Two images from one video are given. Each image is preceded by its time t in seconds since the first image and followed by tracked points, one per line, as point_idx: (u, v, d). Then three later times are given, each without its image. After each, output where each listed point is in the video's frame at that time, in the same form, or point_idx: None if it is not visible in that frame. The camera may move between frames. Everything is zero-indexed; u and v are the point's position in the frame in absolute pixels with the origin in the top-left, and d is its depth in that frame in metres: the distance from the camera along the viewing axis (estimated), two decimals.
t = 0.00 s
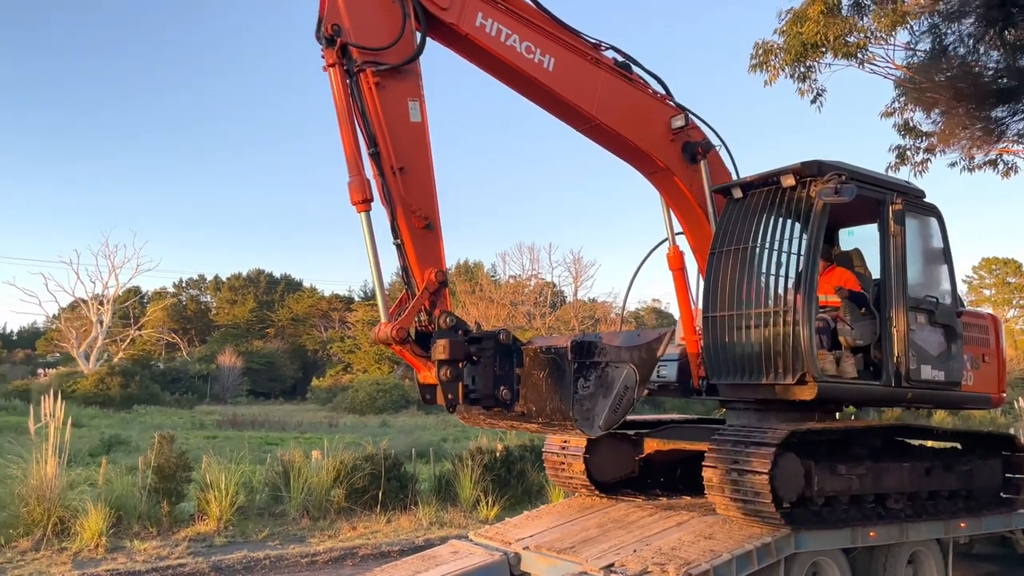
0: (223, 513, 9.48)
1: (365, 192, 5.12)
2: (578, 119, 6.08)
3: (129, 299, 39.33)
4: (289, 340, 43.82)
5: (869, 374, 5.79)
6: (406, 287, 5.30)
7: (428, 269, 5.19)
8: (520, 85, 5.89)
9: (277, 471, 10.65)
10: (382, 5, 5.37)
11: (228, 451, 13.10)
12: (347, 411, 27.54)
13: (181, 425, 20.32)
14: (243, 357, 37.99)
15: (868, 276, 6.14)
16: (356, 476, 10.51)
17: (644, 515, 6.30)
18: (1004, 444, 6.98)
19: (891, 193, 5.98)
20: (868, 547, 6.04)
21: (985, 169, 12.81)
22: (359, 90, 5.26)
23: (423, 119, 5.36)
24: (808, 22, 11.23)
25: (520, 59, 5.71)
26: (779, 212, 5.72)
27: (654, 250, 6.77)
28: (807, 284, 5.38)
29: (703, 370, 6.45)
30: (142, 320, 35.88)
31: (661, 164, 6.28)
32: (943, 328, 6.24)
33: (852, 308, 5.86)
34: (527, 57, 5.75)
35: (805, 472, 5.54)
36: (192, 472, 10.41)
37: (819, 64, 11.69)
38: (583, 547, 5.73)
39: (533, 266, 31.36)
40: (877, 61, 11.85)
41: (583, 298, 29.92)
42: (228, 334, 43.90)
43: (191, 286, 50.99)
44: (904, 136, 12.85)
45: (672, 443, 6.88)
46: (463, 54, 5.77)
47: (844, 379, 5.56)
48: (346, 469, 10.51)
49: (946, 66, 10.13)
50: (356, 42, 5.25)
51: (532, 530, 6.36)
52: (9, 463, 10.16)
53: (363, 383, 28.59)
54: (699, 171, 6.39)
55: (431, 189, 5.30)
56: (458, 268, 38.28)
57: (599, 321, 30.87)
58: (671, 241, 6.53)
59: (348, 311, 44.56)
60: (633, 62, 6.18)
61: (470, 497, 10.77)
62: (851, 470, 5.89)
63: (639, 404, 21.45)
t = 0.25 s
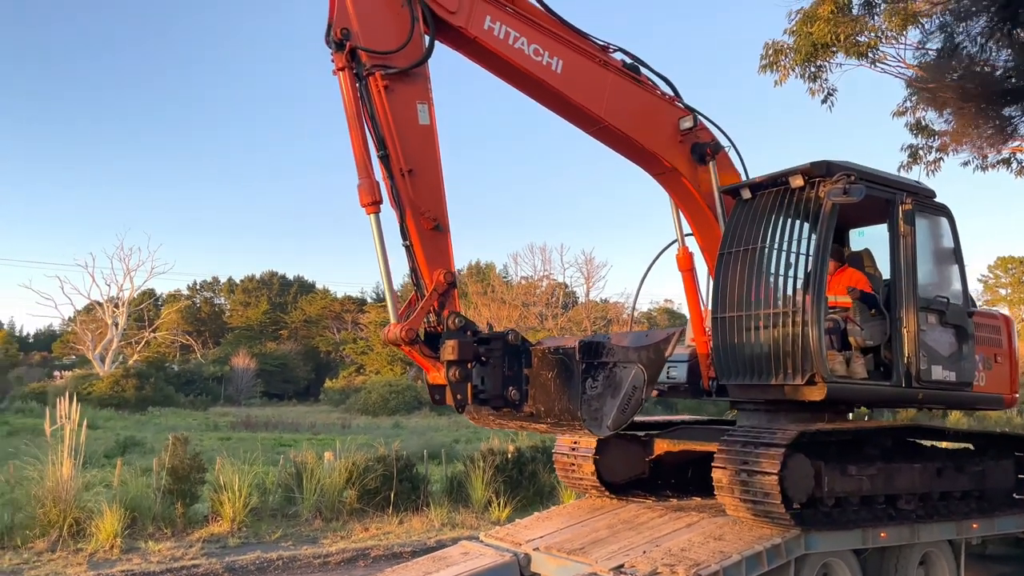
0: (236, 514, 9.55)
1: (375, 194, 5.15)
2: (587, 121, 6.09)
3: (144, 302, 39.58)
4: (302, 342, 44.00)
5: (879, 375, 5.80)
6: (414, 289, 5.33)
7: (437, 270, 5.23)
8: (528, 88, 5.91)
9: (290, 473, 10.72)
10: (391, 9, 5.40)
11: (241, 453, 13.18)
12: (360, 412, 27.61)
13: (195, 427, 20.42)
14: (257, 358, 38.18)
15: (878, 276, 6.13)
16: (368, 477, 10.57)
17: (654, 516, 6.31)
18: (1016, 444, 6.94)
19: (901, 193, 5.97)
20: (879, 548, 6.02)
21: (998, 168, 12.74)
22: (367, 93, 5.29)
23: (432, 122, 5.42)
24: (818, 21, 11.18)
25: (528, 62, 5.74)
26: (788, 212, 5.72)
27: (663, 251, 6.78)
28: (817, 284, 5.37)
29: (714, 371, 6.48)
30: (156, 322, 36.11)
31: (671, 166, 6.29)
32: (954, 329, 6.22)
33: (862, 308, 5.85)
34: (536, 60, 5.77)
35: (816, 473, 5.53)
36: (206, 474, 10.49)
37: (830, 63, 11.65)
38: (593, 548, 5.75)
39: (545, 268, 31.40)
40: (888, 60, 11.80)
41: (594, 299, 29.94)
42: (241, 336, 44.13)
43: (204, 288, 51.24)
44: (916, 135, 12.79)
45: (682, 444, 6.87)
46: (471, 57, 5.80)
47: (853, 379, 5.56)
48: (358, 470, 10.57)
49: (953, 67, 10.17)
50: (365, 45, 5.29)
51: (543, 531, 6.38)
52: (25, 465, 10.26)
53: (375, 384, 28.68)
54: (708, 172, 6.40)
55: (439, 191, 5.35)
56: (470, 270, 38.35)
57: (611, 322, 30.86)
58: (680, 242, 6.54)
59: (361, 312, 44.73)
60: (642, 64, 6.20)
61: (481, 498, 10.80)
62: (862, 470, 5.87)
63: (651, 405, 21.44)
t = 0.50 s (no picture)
0: (249, 513, 9.61)
1: (376, 192, 5.18)
2: (595, 121, 6.11)
3: (158, 302, 39.82)
4: (315, 341, 44.16)
5: (890, 373, 5.80)
6: (413, 289, 5.34)
7: (436, 270, 5.25)
8: (536, 88, 5.92)
9: (302, 472, 10.77)
10: (398, 9, 5.43)
11: (254, 452, 13.26)
12: (372, 412, 27.65)
13: (209, 427, 20.55)
14: (270, 358, 38.35)
15: (889, 274, 6.11)
16: (380, 476, 10.62)
17: (665, 515, 6.30)
18: None
19: (912, 191, 5.94)
20: (891, 547, 5.99)
21: (1013, 165, 12.63)
22: (372, 92, 5.31)
23: (436, 122, 5.43)
24: (830, 18, 11.07)
25: (536, 62, 5.74)
26: (797, 211, 5.70)
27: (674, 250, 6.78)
28: (827, 282, 5.34)
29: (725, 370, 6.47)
30: (171, 323, 36.35)
31: (679, 165, 6.29)
32: (966, 326, 6.19)
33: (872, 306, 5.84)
34: (544, 60, 5.78)
35: (827, 471, 5.50)
36: (219, 473, 10.56)
37: (841, 60, 11.58)
38: (603, 546, 5.75)
39: (557, 267, 31.39)
40: (901, 57, 11.71)
41: (606, 298, 29.91)
42: (254, 337, 44.36)
43: (218, 289, 51.51)
44: (929, 132, 12.70)
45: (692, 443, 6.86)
46: (480, 58, 5.80)
47: (864, 377, 5.59)
48: (370, 469, 10.62)
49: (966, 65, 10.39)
50: (370, 45, 5.32)
51: (553, 529, 6.39)
52: (41, 464, 10.37)
53: (388, 384, 28.73)
54: (717, 170, 6.39)
55: (441, 192, 5.38)
56: (482, 269, 38.37)
57: (623, 321, 30.80)
58: (690, 240, 6.54)
59: (373, 312, 44.86)
60: (650, 63, 6.20)
61: (493, 497, 10.81)
62: (874, 469, 5.81)
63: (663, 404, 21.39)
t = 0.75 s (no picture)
0: (262, 510, 9.66)
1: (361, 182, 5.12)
2: (603, 118, 6.10)
3: (171, 301, 40.03)
4: (327, 339, 44.29)
5: (902, 370, 5.77)
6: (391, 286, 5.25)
7: (416, 267, 5.15)
8: (544, 85, 5.93)
9: (314, 469, 10.81)
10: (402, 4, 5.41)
11: (266, 449, 13.32)
12: (383, 408, 27.61)
13: (222, 425, 20.66)
14: (282, 356, 38.49)
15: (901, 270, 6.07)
16: (391, 473, 10.66)
17: (675, 512, 6.30)
18: None
19: (923, 186, 5.91)
20: (903, 544, 5.97)
21: None
22: (367, 84, 5.29)
23: (429, 120, 5.38)
24: (840, 13, 10.97)
25: (543, 59, 5.74)
26: (807, 207, 5.68)
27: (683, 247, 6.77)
28: (837, 278, 5.30)
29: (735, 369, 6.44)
30: (184, 321, 36.54)
31: (688, 161, 6.28)
32: (979, 322, 6.14)
33: (883, 302, 5.80)
34: (551, 57, 5.78)
35: (838, 468, 5.47)
36: (231, 470, 10.61)
37: (852, 55, 11.52)
38: (613, 543, 5.75)
39: (567, 264, 31.38)
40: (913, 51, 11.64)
41: (617, 295, 29.89)
42: (266, 335, 44.54)
43: (230, 287, 51.72)
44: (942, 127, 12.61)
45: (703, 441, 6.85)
46: (488, 56, 5.82)
47: (874, 374, 5.57)
48: (381, 466, 10.66)
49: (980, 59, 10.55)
50: (370, 36, 5.28)
51: (563, 526, 6.39)
52: (55, 462, 10.45)
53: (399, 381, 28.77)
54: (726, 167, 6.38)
55: (428, 189, 5.30)
56: (493, 267, 38.38)
57: (635, 318, 30.75)
58: (700, 237, 6.52)
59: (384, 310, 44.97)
60: (659, 59, 6.19)
61: (504, 494, 10.83)
62: (885, 466, 5.77)
63: (675, 401, 21.34)
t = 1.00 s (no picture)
0: (273, 505, 9.71)
1: (338, 164, 5.04)
2: (611, 113, 6.08)
3: (183, 297, 40.23)
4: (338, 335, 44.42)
5: (913, 364, 5.72)
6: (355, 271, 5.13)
7: (382, 257, 5.03)
8: (551, 80, 5.91)
9: (325, 464, 10.85)
10: None
11: (278, 445, 13.38)
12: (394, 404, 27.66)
13: (235, 421, 20.76)
14: (293, 353, 38.63)
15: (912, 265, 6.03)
16: (402, 469, 10.70)
17: (685, 507, 6.29)
18: None
19: (934, 179, 5.86)
20: (914, 540, 5.93)
21: None
22: (357, 70, 5.25)
23: (417, 113, 5.33)
24: (851, 6, 10.91)
25: (550, 54, 5.72)
26: (817, 201, 5.65)
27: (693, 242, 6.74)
28: (846, 273, 5.26)
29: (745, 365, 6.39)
30: (196, 318, 36.74)
31: (697, 156, 6.25)
32: (990, 317, 6.10)
33: (894, 297, 5.76)
34: (558, 53, 5.76)
35: (848, 464, 5.45)
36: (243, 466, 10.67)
37: (864, 48, 11.45)
38: (622, 538, 5.75)
39: (578, 260, 31.37)
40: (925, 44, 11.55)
41: (628, 291, 29.87)
42: (278, 331, 44.72)
43: (242, 283, 51.94)
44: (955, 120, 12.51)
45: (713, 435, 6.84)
46: (495, 52, 5.79)
47: (885, 369, 5.53)
48: (392, 462, 10.70)
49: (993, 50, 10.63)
50: (366, 22, 5.24)
51: (572, 521, 6.40)
52: (69, 457, 10.54)
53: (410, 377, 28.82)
54: (736, 161, 6.35)
55: (407, 181, 5.21)
56: (503, 263, 38.39)
57: (645, 314, 30.70)
58: (709, 232, 6.50)
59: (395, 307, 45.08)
60: (667, 54, 6.16)
61: (514, 489, 10.84)
62: (896, 461, 5.74)
63: (686, 397, 21.32)
